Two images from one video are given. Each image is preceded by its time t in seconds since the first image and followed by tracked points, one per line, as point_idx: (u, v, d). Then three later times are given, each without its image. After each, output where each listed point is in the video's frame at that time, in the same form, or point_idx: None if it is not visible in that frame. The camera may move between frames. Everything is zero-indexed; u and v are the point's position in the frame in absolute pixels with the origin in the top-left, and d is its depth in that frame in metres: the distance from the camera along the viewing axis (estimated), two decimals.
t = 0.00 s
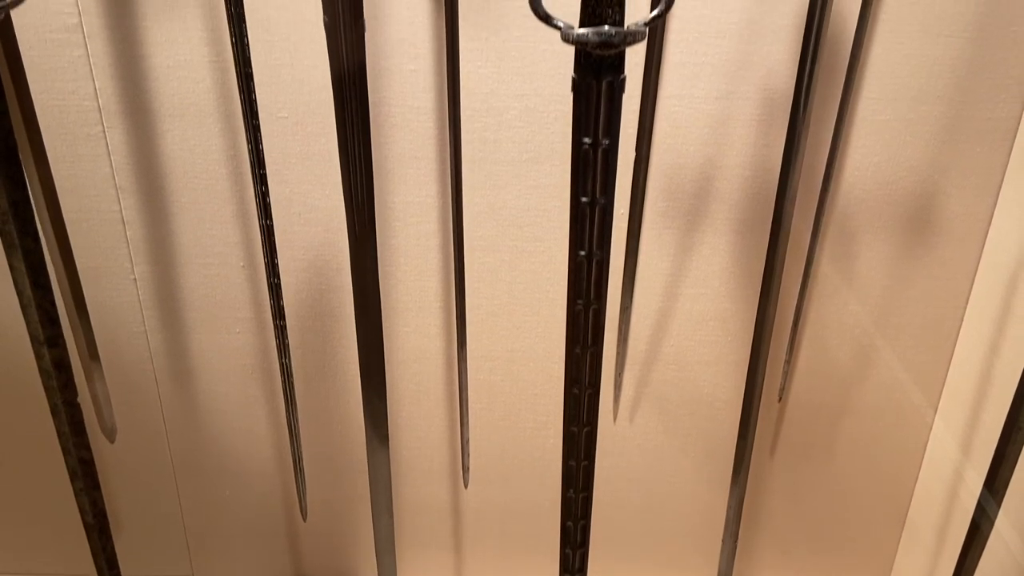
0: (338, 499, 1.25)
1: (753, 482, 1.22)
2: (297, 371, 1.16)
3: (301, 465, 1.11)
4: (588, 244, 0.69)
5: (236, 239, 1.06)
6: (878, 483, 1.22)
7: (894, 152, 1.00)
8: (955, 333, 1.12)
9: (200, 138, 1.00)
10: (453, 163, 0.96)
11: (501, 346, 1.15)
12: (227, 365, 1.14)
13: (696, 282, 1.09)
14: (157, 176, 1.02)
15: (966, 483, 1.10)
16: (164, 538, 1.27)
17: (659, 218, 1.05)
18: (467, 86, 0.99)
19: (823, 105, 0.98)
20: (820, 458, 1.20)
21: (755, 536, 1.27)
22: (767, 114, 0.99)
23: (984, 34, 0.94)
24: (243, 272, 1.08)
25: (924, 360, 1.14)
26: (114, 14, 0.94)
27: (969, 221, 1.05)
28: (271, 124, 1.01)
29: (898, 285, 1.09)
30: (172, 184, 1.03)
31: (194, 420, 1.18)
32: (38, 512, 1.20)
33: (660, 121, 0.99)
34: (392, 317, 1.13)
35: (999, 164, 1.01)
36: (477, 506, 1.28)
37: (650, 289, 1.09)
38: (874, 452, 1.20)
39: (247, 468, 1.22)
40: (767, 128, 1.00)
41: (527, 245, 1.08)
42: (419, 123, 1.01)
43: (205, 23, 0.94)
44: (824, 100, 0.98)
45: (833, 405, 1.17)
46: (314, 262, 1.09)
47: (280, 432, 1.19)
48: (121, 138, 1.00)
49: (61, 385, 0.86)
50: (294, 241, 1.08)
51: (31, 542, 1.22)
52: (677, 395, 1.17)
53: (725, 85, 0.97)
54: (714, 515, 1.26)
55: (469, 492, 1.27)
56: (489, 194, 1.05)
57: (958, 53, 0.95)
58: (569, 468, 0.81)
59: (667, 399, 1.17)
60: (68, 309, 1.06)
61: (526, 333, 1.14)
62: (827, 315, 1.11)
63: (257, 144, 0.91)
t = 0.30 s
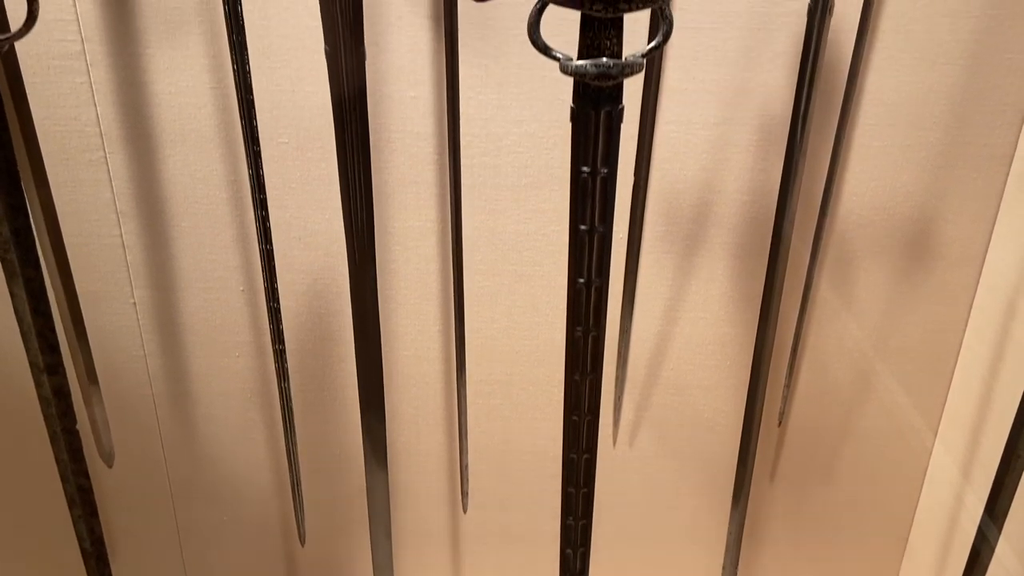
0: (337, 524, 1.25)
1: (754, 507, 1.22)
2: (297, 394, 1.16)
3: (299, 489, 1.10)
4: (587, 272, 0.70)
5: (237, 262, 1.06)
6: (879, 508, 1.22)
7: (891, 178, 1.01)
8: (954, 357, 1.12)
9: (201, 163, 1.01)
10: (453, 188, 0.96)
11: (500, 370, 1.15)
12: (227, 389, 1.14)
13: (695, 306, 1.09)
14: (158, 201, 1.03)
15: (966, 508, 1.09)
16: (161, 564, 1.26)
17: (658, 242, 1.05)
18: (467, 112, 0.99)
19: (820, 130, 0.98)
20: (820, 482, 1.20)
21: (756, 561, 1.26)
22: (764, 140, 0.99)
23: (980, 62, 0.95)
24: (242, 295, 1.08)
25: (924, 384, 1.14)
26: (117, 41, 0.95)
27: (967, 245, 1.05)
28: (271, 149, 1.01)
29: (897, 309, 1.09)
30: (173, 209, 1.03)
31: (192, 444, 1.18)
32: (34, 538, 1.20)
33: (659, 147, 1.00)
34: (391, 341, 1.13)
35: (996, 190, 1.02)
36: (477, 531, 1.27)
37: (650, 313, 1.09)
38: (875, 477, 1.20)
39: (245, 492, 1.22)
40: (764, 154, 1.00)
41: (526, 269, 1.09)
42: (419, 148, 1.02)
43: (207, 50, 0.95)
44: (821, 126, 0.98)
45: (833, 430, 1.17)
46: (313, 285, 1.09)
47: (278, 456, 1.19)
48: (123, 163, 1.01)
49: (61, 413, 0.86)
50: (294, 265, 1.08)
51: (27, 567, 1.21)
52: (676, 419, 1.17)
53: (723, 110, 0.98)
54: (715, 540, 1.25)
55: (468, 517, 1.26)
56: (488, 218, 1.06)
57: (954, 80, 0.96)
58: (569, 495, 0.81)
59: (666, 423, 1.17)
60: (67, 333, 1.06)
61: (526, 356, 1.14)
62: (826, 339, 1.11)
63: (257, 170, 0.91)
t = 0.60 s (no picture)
0: (336, 542, 1.24)
1: (754, 525, 1.21)
2: (296, 412, 1.16)
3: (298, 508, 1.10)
4: (587, 291, 0.70)
5: (237, 280, 1.06)
6: (880, 526, 1.21)
7: (889, 197, 1.01)
8: (953, 375, 1.12)
9: (202, 182, 1.01)
10: (453, 207, 0.97)
11: (500, 387, 1.15)
12: (226, 407, 1.14)
13: (694, 324, 1.09)
14: (158, 219, 1.03)
15: (967, 526, 1.09)
16: None
17: (658, 260, 1.05)
18: (467, 131, 1.00)
19: (819, 149, 0.99)
20: (821, 500, 1.20)
21: None
22: (763, 160, 1.00)
23: (977, 81, 0.96)
24: (243, 313, 1.08)
25: (923, 402, 1.14)
26: (119, 61, 0.95)
27: (965, 263, 1.05)
28: (272, 167, 1.02)
29: (896, 327, 1.09)
30: (173, 228, 1.03)
31: (191, 462, 1.18)
32: (33, 557, 1.19)
33: (658, 166, 1.00)
34: (391, 358, 1.13)
35: (995, 208, 1.02)
36: (476, 550, 1.26)
37: (649, 331, 1.09)
38: (875, 495, 1.19)
39: (244, 510, 1.21)
40: (763, 173, 1.01)
41: (527, 288, 1.09)
42: (419, 167, 1.02)
43: (208, 70, 0.95)
44: (820, 145, 0.99)
45: (833, 448, 1.16)
46: (313, 303, 1.09)
47: (277, 474, 1.19)
48: (124, 182, 1.01)
49: (60, 432, 0.86)
50: (294, 283, 1.08)
51: None
52: (676, 437, 1.17)
53: (722, 130, 0.98)
54: (716, 559, 1.25)
55: (467, 535, 1.25)
56: (488, 236, 1.06)
57: (952, 99, 0.96)
58: (569, 516, 0.81)
59: (666, 441, 1.17)
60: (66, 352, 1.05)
61: (526, 374, 1.14)
62: (826, 357, 1.11)
63: (258, 188, 0.92)
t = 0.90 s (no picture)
0: (335, 566, 1.24)
1: (755, 549, 1.21)
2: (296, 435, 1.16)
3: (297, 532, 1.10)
4: (586, 317, 0.70)
5: (237, 303, 1.06)
6: (881, 549, 1.21)
7: (887, 220, 1.02)
8: (953, 397, 1.12)
9: (203, 205, 1.01)
10: (453, 230, 0.97)
11: (499, 410, 1.15)
12: (225, 430, 1.14)
13: (694, 347, 1.10)
14: (159, 243, 1.03)
15: (969, 550, 1.09)
16: None
17: (658, 283, 1.06)
18: (467, 155, 1.00)
19: (817, 173, 0.99)
20: (822, 523, 1.19)
21: None
22: (762, 183, 1.00)
23: (974, 106, 0.96)
24: (243, 336, 1.08)
25: (923, 424, 1.14)
26: (121, 86, 0.96)
27: (964, 286, 1.06)
28: (273, 191, 1.02)
29: (896, 350, 1.09)
30: (173, 251, 1.04)
31: (190, 485, 1.18)
32: None
33: (657, 189, 1.00)
34: (391, 380, 1.13)
35: (993, 232, 1.03)
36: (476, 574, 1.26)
37: (649, 354, 1.10)
38: (876, 518, 1.19)
39: (242, 534, 1.21)
40: (762, 196, 1.01)
41: (526, 310, 1.09)
42: (419, 191, 1.02)
43: (210, 95, 0.96)
44: (818, 169, 0.99)
45: (834, 471, 1.16)
46: (313, 326, 1.09)
47: (276, 498, 1.18)
48: (125, 206, 1.02)
49: (59, 458, 0.86)
50: (294, 306, 1.08)
51: None
52: (676, 459, 1.16)
53: (720, 154, 0.99)
54: None
55: (467, 558, 1.25)
56: (488, 259, 1.06)
57: (948, 124, 0.97)
58: (569, 542, 0.80)
59: (667, 464, 1.17)
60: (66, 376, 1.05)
61: (525, 397, 1.14)
62: (826, 380, 1.11)
63: (258, 212, 0.92)
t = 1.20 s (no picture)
0: None
1: (756, 567, 1.20)
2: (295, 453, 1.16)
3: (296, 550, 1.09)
4: (587, 336, 0.70)
5: (237, 320, 1.06)
6: (882, 567, 1.20)
7: (886, 238, 1.02)
8: (953, 415, 1.12)
9: (203, 223, 1.02)
10: (453, 248, 0.97)
11: (499, 428, 1.15)
12: (225, 448, 1.14)
13: (694, 364, 1.10)
14: (159, 261, 1.04)
15: (970, 569, 1.08)
16: None
17: (657, 301, 1.06)
18: (467, 173, 1.01)
19: (816, 191, 1.00)
20: (823, 541, 1.19)
21: None
22: (761, 202, 1.01)
23: (972, 125, 0.97)
24: (242, 353, 1.08)
25: (924, 442, 1.14)
26: (123, 106, 0.96)
27: (963, 304, 1.06)
28: (274, 209, 1.02)
29: (896, 367, 1.09)
30: (174, 269, 1.04)
31: (189, 503, 1.17)
32: None
33: (657, 207, 1.01)
34: (390, 398, 1.13)
35: (991, 250, 1.03)
36: None
37: (649, 372, 1.10)
38: (877, 536, 1.18)
39: (241, 552, 1.20)
40: (761, 214, 1.01)
41: (526, 328, 1.09)
42: (419, 208, 1.03)
43: (211, 114, 0.97)
44: (817, 187, 1.00)
45: (835, 489, 1.16)
46: (313, 344, 1.09)
47: (275, 516, 1.18)
48: (126, 224, 1.02)
49: (59, 479, 0.87)
50: (294, 323, 1.08)
51: None
52: (676, 478, 1.16)
53: (719, 173, 0.99)
54: None
55: None
56: (488, 277, 1.06)
57: (946, 143, 0.98)
58: (569, 561, 0.80)
59: (667, 482, 1.16)
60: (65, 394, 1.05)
61: (525, 414, 1.14)
62: (826, 397, 1.11)
63: (258, 230, 0.91)
